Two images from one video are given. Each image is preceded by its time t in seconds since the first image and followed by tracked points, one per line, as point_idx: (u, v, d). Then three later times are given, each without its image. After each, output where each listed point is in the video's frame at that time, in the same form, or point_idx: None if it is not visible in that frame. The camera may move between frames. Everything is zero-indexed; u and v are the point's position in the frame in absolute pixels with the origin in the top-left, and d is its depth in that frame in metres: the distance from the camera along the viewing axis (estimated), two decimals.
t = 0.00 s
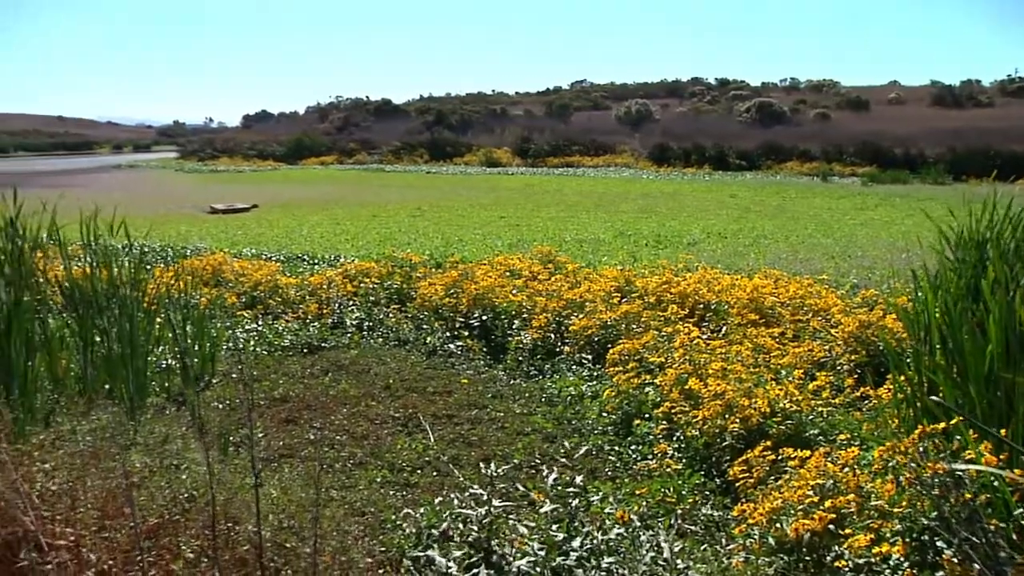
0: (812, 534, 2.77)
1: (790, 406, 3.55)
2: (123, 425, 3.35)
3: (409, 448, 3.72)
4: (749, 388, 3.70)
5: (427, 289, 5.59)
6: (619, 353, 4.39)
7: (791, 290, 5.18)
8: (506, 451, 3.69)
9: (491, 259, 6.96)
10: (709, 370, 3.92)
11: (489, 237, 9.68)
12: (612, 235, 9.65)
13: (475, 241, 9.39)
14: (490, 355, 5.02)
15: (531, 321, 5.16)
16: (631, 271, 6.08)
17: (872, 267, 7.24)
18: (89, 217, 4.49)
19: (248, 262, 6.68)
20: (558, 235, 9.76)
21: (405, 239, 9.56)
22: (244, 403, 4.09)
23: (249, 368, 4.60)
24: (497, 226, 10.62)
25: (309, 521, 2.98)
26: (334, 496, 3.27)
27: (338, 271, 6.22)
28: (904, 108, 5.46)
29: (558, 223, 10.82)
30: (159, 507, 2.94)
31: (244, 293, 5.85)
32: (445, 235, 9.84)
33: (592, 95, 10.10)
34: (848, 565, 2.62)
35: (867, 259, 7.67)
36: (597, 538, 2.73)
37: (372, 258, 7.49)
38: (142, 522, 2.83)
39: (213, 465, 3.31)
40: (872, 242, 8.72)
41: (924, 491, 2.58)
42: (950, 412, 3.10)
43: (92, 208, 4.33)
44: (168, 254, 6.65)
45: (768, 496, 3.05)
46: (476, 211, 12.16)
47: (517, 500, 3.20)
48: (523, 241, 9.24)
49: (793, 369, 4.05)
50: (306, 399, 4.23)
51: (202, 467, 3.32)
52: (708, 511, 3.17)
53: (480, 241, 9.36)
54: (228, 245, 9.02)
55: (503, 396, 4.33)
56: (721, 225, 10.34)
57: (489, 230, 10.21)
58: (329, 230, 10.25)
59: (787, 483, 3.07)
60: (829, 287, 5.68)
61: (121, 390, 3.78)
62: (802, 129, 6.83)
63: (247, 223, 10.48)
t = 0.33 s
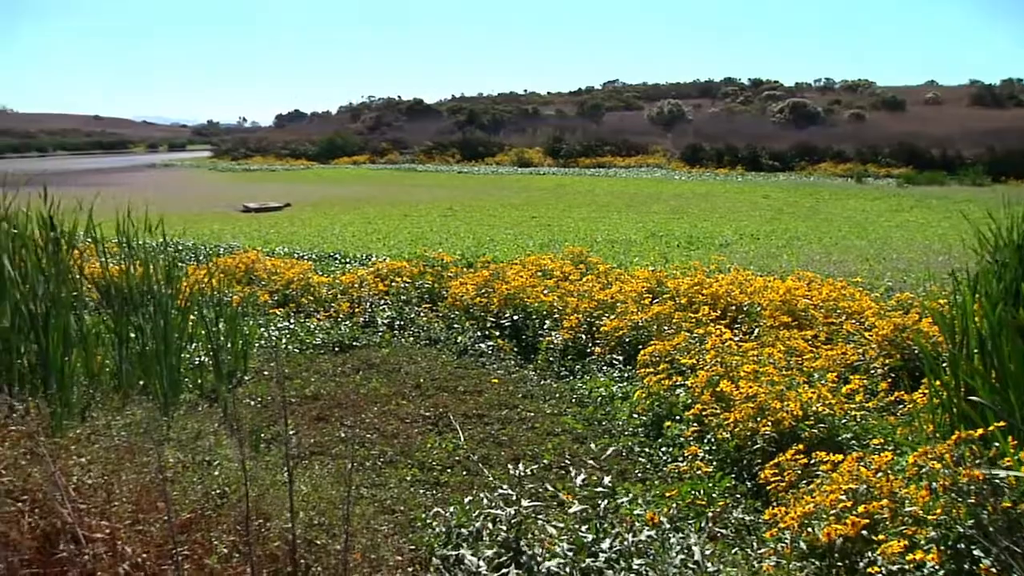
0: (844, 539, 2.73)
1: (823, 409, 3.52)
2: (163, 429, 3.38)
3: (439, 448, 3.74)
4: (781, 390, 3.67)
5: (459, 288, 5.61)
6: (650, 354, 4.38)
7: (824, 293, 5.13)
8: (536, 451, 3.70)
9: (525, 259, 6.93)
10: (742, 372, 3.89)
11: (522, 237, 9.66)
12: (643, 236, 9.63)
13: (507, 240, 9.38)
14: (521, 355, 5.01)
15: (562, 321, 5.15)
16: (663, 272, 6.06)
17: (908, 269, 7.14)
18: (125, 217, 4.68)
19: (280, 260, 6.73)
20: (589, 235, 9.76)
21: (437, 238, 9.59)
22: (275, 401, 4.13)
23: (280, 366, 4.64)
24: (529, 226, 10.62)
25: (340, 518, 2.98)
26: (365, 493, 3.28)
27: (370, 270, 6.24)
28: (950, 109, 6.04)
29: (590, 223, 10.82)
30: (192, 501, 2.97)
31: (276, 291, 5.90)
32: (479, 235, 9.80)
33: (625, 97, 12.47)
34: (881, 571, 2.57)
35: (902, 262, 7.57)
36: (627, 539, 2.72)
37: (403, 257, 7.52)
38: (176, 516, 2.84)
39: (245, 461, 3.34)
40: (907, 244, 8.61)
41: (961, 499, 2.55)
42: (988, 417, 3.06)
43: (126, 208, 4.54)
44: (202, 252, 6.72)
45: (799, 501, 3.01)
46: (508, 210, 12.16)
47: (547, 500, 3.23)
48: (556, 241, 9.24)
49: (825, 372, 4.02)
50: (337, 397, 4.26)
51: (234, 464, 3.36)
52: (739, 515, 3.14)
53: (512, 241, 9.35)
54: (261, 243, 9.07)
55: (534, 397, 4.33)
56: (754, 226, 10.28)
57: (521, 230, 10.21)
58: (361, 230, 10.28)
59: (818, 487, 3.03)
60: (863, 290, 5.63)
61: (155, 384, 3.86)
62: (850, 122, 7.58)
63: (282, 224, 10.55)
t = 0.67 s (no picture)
0: (876, 546, 2.66)
1: (854, 413, 3.50)
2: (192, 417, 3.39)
3: (468, 447, 3.75)
4: (812, 393, 3.65)
5: (489, 288, 5.62)
6: (680, 356, 4.37)
7: (857, 296, 5.07)
8: (565, 452, 3.70)
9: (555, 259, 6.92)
10: (772, 375, 3.86)
11: (553, 237, 9.66)
12: (674, 237, 9.58)
13: (538, 241, 9.37)
14: (551, 355, 5.01)
15: (592, 322, 5.15)
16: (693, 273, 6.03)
17: (943, 272, 7.05)
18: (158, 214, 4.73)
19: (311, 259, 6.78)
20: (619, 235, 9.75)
21: (467, 237, 9.61)
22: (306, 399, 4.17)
23: (310, 364, 4.68)
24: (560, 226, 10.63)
25: (369, 516, 2.98)
26: (395, 492, 3.30)
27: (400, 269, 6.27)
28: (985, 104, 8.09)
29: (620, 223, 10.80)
30: (223, 497, 2.98)
31: (307, 289, 5.95)
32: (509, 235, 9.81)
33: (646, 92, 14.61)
34: None
35: (937, 264, 7.48)
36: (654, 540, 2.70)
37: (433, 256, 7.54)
38: (207, 511, 2.85)
39: (275, 458, 3.36)
40: (942, 246, 8.50)
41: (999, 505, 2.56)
42: None
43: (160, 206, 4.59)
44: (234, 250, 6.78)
45: (830, 505, 2.98)
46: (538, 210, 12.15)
47: (575, 501, 3.24)
48: (587, 241, 9.26)
49: (858, 375, 3.98)
50: (367, 395, 4.29)
51: (264, 461, 3.39)
52: (769, 518, 3.11)
53: (542, 241, 9.35)
54: (292, 242, 9.14)
55: (563, 397, 4.34)
56: (785, 227, 10.19)
57: (551, 230, 10.20)
58: (392, 229, 10.33)
59: (849, 492, 3.00)
60: (897, 293, 5.56)
61: (187, 380, 3.95)
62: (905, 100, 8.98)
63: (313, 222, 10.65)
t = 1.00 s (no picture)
0: (910, 553, 2.65)
1: (888, 417, 3.45)
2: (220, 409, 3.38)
3: (498, 447, 3.76)
4: (845, 397, 3.61)
5: (520, 288, 5.63)
6: (711, 358, 4.36)
7: (891, 299, 5.02)
8: (595, 452, 3.71)
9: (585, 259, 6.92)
10: (805, 378, 3.83)
11: (585, 237, 9.66)
12: (706, 238, 9.53)
13: (569, 241, 9.36)
14: (581, 356, 5.01)
15: (623, 323, 5.13)
16: (725, 274, 5.99)
17: (981, 276, 6.94)
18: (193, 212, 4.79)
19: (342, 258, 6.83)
20: (651, 236, 9.69)
21: (499, 237, 9.61)
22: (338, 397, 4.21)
23: (341, 362, 4.72)
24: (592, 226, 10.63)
25: (399, 514, 2.99)
26: (426, 490, 3.31)
27: (432, 269, 6.29)
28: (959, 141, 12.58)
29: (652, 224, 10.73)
30: (255, 493, 3.00)
31: (339, 288, 6.00)
32: (540, 235, 9.83)
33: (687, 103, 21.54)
34: None
35: (975, 267, 7.36)
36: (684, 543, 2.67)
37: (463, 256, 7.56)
38: (239, 507, 2.86)
39: (307, 455, 3.38)
40: (979, 249, 8.37)
41: None
42: None
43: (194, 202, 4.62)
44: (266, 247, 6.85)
45: (863, 511, 2.94)
46: (570, 211, 12.16)
47: (605, 501, 3.23)
48: (619, 241, 9.25)
49: (892, 379, 3.94)
50: (398, 394, 4.32)
51: (295, 458, 3.41)
52: (800, 522, 3.07)
53: (574, 241, 9.36)
54: (324, 241, 9.21)
55: (593, 398, 4.34)
56: (819, 229, 10.09)
57: (584, 231, 10.18)
58: (424, 228, 10.38)
59: (883, 497, 2.96)
60: (932, 296, 5.49)
61: (219, 376, 4.00)
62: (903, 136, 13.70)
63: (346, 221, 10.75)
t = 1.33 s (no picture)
0: (949, 562, 2.59)
1: (927, 423, 3.39)
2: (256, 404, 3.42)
3: (531, 447, 3.76)
4: (883, 402, 3.56)
5: (554, 288, 5.64)
6: (746, 360, 4.33)
7: (931, 302, 4.95)
8: (628, 454, 3.70)
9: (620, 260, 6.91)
10: (842, 382, 3.79)
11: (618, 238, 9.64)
12: (742, 239, 9.47)
13: (602, 241, 9.37)
14: (615, 357, 5.00)
15: (658, 324, 5.11)
16: (762, 276, 5.95)
17: None
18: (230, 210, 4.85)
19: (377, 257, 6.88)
20: (685, 237, 9.62)
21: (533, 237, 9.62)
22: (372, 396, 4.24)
23: (376, 360, 4.76)
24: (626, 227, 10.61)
25: (432, 513, 2.99)
26: (458, 490, 3.33)
27: (467, 269, 6.31)
28: None
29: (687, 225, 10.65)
30: (288, 490, 3.01)
31: (374, 286, 6.03)
32: (574, 235, 9.84)
33: (725, 96, 22.26)
34: None
35: (1018, 271, 7.23)
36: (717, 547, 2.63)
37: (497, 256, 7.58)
38: (274, 504, 2.87)
39: (341, 452, 3.41)
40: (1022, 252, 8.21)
41: None
42: None
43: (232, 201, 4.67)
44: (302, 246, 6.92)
45: (900, 518, 2.88)
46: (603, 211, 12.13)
47: (637, 503, 3.22)
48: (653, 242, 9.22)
49: (931, 384, 3.88)
50: (431, 393, 4.33)
51: (328, 455, 3.43)
52: (834, 528, 3.02)
53: (607, 241, 9.35)
54: (359, 240, 9.28)
55: (627, 399, 4.33)
56: (856, 231, 9.96)
57: (619, 232, 10.14)
58: (458, 228, 10.41)
59: (920, 504, 2.91)
60: (973, 300, 5.40)
61: (255, 374, 4.07)
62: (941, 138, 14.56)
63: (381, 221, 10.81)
